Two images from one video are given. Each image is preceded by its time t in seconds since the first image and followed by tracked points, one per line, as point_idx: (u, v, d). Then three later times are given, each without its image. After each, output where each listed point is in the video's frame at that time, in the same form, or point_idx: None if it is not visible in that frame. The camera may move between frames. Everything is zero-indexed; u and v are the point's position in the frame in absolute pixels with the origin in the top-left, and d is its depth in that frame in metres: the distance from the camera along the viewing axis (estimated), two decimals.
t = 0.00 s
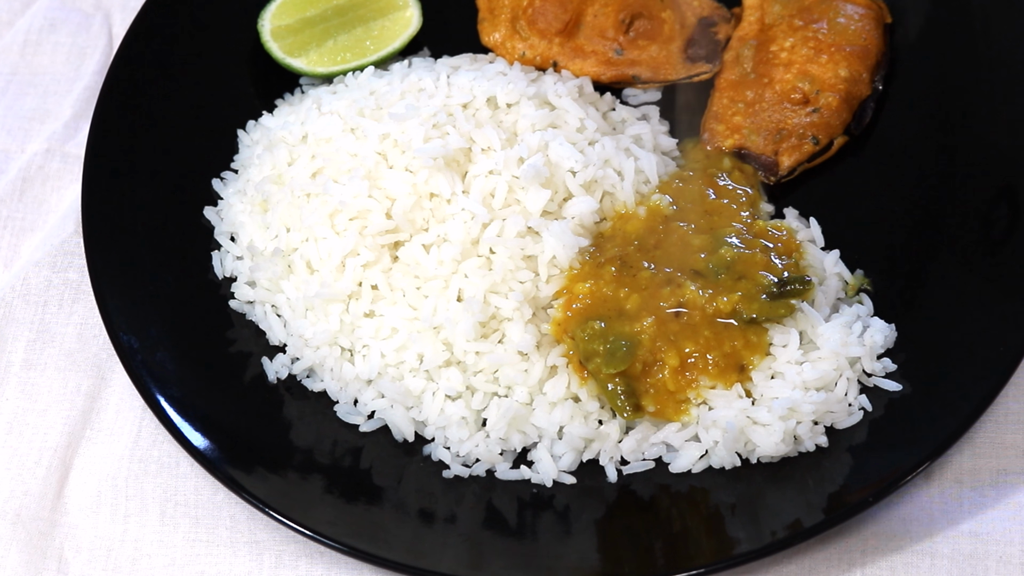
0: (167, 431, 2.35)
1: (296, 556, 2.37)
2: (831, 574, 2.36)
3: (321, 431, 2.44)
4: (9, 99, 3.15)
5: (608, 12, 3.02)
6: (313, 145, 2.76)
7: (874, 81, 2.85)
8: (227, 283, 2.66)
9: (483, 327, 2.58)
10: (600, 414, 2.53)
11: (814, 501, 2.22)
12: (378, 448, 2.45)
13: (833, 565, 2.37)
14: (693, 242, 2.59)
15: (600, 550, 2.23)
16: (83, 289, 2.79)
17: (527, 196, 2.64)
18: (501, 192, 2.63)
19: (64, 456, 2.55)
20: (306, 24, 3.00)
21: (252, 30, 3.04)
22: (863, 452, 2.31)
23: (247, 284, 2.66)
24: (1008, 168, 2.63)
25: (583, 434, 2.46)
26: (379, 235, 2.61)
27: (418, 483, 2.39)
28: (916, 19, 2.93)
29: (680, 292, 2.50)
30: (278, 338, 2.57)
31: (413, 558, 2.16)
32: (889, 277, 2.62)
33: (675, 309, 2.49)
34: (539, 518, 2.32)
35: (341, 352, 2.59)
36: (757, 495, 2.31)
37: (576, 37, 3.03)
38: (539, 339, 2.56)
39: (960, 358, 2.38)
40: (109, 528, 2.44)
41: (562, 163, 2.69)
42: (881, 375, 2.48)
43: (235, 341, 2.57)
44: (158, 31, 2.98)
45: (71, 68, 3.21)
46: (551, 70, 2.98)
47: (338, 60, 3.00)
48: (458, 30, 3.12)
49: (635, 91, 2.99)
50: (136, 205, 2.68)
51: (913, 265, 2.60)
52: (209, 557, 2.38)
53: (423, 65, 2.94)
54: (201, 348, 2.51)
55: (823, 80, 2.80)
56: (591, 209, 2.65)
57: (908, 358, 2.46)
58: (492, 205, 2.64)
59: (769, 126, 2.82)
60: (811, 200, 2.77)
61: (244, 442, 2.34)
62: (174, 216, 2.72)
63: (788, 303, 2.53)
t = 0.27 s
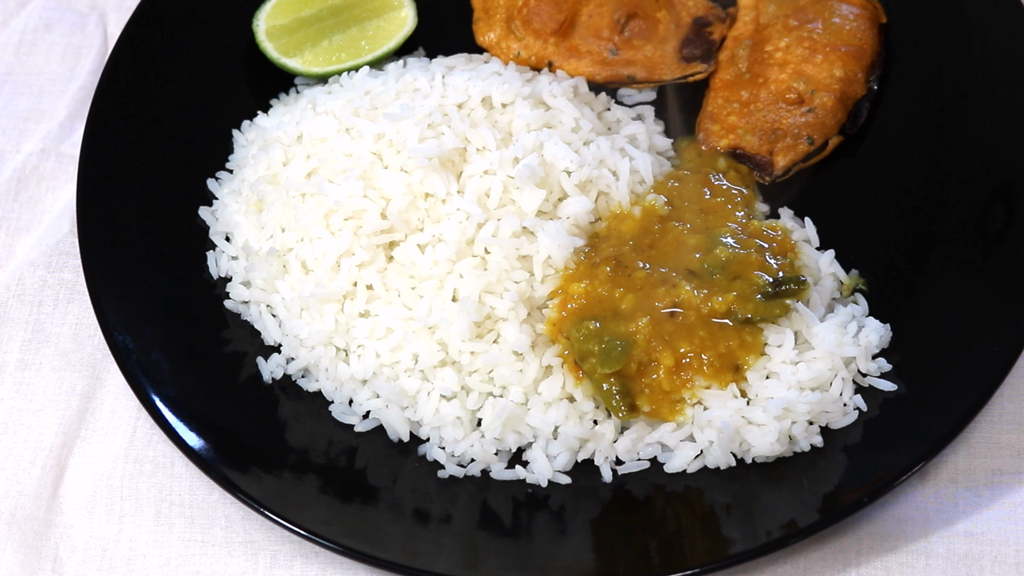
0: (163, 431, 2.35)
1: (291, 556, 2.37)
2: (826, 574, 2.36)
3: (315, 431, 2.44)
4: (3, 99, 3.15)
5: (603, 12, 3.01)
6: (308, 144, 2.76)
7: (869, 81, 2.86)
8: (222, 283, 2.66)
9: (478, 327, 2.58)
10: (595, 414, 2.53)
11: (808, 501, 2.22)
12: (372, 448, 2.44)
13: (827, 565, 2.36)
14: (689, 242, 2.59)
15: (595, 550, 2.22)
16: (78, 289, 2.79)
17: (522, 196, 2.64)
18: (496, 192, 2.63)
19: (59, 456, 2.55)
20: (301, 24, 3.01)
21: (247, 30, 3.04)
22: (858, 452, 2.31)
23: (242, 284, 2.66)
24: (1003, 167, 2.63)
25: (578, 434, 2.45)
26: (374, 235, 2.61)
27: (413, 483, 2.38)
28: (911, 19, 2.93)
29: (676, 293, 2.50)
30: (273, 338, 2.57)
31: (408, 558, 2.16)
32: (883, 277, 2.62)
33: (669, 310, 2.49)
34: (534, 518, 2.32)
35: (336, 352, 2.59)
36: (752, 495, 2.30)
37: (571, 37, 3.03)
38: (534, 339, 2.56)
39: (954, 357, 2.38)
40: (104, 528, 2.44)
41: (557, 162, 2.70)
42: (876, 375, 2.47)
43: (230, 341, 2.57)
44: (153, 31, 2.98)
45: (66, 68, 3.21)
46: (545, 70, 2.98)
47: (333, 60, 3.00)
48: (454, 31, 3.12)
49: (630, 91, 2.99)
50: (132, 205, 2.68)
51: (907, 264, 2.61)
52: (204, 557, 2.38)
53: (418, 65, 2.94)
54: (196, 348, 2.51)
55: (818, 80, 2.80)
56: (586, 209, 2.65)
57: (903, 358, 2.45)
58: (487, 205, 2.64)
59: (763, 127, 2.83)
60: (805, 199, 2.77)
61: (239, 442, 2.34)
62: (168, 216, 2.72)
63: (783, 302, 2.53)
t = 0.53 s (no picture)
0: (158, 431, 2.35)
1: (286, 556, 2.37)
2: (821, 574, 2.36)
3: (311, 432, 2.44)
4: None
5: (598, 12, 3.00)
6: (303, 145, 2.76)
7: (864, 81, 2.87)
8: (217, 283, 2.66)
9: (473, 327, 2.58)
10: (590, 414, 2.53)
11: (803, 501, 2.22)
12: (368, 448, 2.45)
13: (822, 565, 2.36)
14: (685, 242, 2.59)
15: (590, 550, 2.22)
16: (74, 289, 2.79)
17: (517, 196, 2.64)
18: (491, 192, 2.63)
19: (54, 456, 2.55)
20: (296, 24, 3.01)
21: (242, 30, 3.05)
22: (853, 452, 2.30)
23: (237, 284, 2.66)
24: (999, 167, 2.62)
25: (573, 434, 2.46)
26: (369, 235, 2.61)
27: (408, 484, 2.38)
28: (906, 20, 2.94)
29: (671, 294, 2.50)
30: (268, 338, 2.57)
31: (403, 558, 2.16)
32: (878, 277, 2.63)
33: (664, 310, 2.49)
34: (529, 518, 2.32)
35: (331, 352, 2.59)
36: (746, 495, 2.30)
37: (566, 37, 3.03)
38: (529, 339, 2.56)
39: (949, 357, 2.38)
40: (99, 528, 2.44)
41: (552, 163, 2.70)
42: (870, 375, 2.47)
43: (225, 341, 2.57)
44: (149, 31, 2.98)
45: (61, 68, 3.21)
46: (540, 70, 2.99)
47: (328, 60, 3.00)
48: (449, 31, 3.13)
49: (625, 91, 3.00)
50: (127, 206, 2.68)
51: (902, 263, 2.61)
52: (199, 557, 2.38)
53: (413, 65, 2.95)
54: (191, 348, 2.51)
55: (813, 80, 2.81)
56: (581, 209, 2.65)
57: (898, 358, 2.46)
58: (482, 205, 2.64)
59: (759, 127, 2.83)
60: (800, 200, 2.78)
61: (234, 442, 2.34)
62: (164, 216, 2.72)
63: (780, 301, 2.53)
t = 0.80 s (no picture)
0: (153, 431, 2.34)
1: (281, 556, 2.37)
2: (816, 574, 2.35)
3: (306, 432, 2.44)
4: None
5: (593, 12, 3.00)
6: (298, 145, 2.76)
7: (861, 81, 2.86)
8: (212, 283, 2.66)
9: (468, 327, 2.58)
10: (585, 414, 2.53)
11: (799, 501, 2.21)
12: (363, 448, 2.44)
13: (818, 565, 2.35)
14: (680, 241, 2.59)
15: (586, 550, 2.21)
16: (69, 289, 2.79)
17: (512, 196, 2.64)
18: (486, 192, 2.63)
19: (50, 456, 2.55)
20: (291, 24, 3.01)
21: (237, 30, 3.05)
22: (848, 452, 2.30)
23: (232, 284, 2.66)
24: (1003, 174, 2.62)
25: (567, 435, 2.45)
26: (364, 235, 2.61)
27: (403, 483, 2.37)
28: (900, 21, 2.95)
29: (666, 292, 2.50)
30: (264, 339, 2.57)
31: (398, 559, 2.15)
32: (873, 278, 2.63)
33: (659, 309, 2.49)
34: (524, 518, 2.31)
35: (327, 352, 2.59)
36: (742, 495, 2.30)
37: (561, 37, 3.03)
38: (524, 339, 2.56)
39: (944, 357, 2.38)
40: (94, 528, 2.44)
41: (547, 163, 2.70)
42: (865, 376, 2.48)
43: (220, 341, 2.56)
44: (144, 30, 2.98)
45: (56, 68, 3.21)
46: (536, 70, 2.99)
47: (323, 60, 3.00)
48: (446, 32, 3.14)
49: (620, 91, 3.02)
50: (122, 205, 2.68)
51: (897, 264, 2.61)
52: (194, 557, 2.38)
53: (409, 65, 2.95)
54: (186, 348, 2.51)
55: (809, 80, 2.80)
56: (576, 209, 2.65)
57: (892, 358, 2.46)
58: (478, 205, 2.64)
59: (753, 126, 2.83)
60: (794, 200, 2.79)
61: (229, 442, 2.34)
62: (159, 216, 2.72)
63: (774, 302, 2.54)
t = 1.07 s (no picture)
0: (148, 431, 2.34)
1: (276, 556, 2.37)
2: (811, 574, 2.34)
3: (301, 432, 2.44)
4: None
5: (588, 12, 3.02)
6: (294, 145, 2.76)
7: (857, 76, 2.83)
8: (207, 283, 2.66)
9: (463, 327, 2.58)
10: (580, 414, 2.53)
11: (794, 501, 2.21)
12: (358, 448, 2.44)
13: (813, 565, 2.35)
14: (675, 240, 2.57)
15: (581, 550, 2.20)
16: (64, 288, 2.79)
17: (507, 196, 2.64)
18: (481, 192, 2.63)
19: (45, 456, 2.55)
20: (286, 24, 3.03)
21: (233, 30, 3.05)
22: (843, 452, 2.30)
23: (227, 284, 2.66)
24: (998, 184, 2.59)
25: (563, 434, 2.46)
26: (359, 235, 2.61)
27: (398, 483, 2.37)
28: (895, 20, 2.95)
29: (662, 292, 2.49)
30: (259, 338, 2.57)
31: (394, 559, 2.14)
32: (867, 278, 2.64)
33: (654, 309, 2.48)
34: (519, 518, 2.30)
35: (322, 351, 2.59)
36: (737, 495, 2.29)
37: (556, 37, 3.05)
38: (519, 339, 2.57)
39: (940, 357, 2.38)
40: (89, 528, 2.44)
41: (543, 163, 2.70)
42: (861, 376, 2.48)
43: (215, 341, 2.56)
44: (139, 30, 2.98)
45: (51, 68, 3.22)
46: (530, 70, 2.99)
47: (318, 60, 3.02)
48: (443, 33, 3.15)
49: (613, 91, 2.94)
50: (117, 205, 2.68)
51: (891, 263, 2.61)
52: (190, 557, 2.38)
53: (403, 65, 2.95)
54: (181, 348, 2.51)
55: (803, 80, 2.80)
56: (571, 209, 2.64)
57: (888, 358, 2.46)
58: (472, 205, 2.65)
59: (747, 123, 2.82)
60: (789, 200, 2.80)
61: (224, 442, 2.33)
62: (155, 216, 2.72)
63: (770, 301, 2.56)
